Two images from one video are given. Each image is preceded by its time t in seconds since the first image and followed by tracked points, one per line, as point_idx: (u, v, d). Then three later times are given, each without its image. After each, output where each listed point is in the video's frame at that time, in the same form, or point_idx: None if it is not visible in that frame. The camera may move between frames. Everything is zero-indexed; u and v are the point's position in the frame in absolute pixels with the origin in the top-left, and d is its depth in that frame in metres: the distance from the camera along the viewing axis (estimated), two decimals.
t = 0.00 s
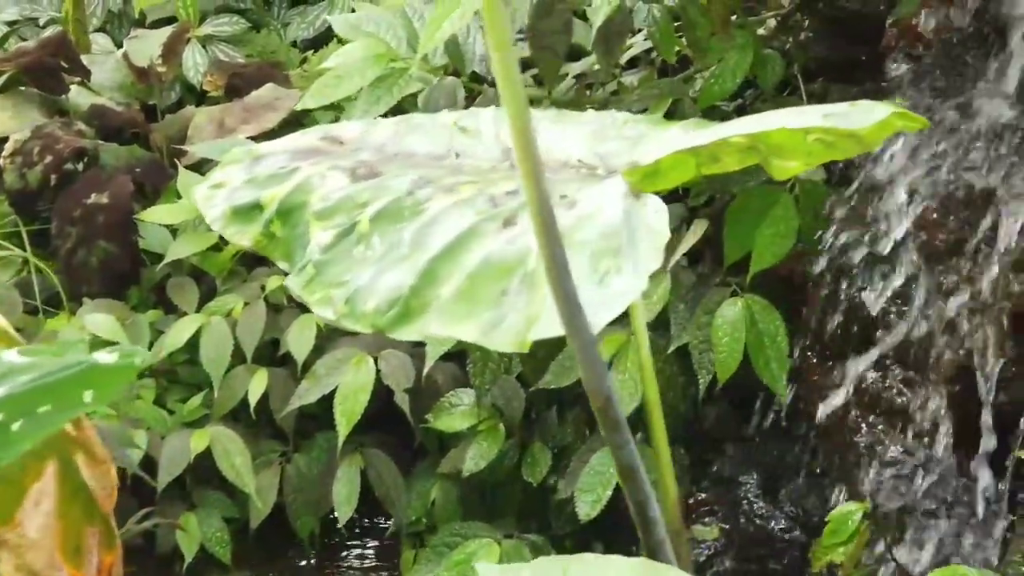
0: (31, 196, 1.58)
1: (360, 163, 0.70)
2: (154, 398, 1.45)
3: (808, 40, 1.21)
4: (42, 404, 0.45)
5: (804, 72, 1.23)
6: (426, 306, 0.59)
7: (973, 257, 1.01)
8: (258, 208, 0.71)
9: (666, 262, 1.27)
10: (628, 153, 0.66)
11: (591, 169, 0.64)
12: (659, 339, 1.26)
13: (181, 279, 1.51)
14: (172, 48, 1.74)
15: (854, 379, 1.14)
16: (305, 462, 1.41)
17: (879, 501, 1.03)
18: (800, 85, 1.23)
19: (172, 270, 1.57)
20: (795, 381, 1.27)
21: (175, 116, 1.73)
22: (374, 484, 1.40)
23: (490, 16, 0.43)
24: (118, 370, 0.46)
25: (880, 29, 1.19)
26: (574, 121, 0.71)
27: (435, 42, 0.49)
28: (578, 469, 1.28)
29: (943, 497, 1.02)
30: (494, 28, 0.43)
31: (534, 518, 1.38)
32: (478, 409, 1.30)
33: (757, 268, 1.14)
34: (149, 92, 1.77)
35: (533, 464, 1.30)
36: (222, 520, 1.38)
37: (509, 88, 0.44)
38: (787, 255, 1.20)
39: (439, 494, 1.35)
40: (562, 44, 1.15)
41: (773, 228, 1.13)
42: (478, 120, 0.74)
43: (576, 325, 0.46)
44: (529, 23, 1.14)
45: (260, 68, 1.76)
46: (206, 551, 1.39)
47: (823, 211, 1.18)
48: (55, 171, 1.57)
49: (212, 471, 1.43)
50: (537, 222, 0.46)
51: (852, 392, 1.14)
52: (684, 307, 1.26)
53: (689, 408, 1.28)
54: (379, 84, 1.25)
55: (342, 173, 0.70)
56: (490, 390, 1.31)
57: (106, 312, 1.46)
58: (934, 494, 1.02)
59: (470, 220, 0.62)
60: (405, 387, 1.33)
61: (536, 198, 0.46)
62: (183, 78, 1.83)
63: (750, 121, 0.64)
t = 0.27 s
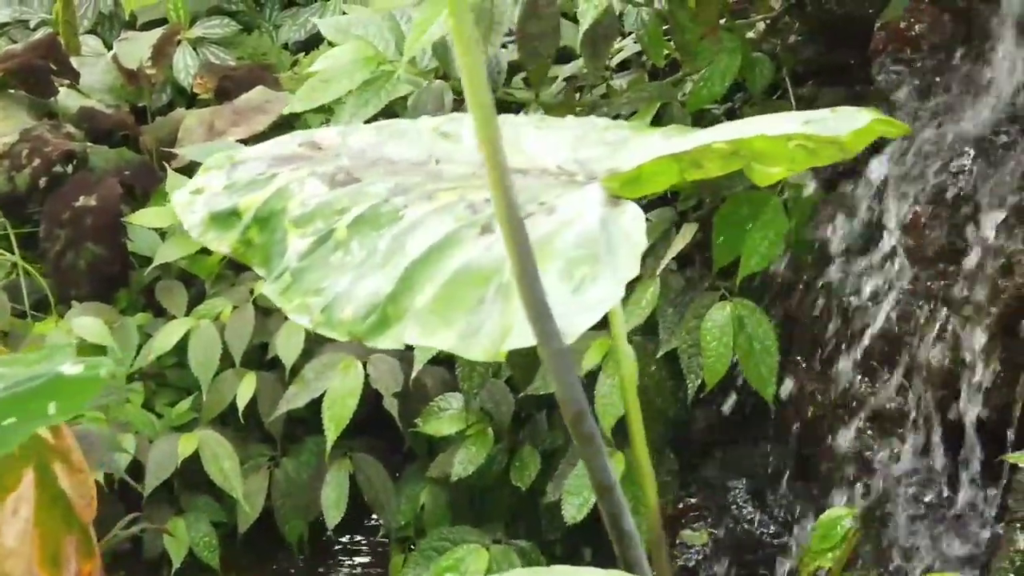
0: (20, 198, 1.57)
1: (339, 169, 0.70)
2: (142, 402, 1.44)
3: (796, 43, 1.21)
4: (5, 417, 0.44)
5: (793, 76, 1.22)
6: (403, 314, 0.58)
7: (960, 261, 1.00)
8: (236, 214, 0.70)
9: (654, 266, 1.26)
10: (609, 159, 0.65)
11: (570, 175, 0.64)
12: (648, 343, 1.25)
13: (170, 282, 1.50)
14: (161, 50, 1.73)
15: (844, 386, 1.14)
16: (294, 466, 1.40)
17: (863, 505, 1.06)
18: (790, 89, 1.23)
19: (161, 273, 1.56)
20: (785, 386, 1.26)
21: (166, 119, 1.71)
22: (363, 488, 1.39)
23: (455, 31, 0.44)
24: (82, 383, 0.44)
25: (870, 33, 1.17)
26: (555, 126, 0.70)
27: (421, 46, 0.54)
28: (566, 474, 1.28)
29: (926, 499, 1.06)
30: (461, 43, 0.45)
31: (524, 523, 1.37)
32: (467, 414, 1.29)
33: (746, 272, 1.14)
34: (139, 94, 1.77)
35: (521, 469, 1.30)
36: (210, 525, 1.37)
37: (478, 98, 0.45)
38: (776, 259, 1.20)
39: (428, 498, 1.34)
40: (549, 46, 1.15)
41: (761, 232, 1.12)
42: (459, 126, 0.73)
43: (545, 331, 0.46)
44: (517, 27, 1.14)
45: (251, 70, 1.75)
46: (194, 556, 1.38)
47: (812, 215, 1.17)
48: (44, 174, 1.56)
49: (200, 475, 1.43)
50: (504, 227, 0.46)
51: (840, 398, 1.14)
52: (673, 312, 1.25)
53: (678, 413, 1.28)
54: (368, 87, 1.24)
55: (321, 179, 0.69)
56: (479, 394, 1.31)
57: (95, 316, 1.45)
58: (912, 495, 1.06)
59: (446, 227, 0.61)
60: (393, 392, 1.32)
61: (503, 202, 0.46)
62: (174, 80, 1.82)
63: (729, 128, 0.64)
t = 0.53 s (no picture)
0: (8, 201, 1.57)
1: (318, 175, 0.69)
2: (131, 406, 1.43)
3: (785, 46, 1.20)
4: None
5: (782, 78, 1.22)
6: (379, 323, 0.58)
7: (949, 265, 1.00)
8: (215, 221, 0.69)
9: (644, 270, 1.26)
10: (589, 167, 0.64)
11: (550, 182, 0.63)
12: (638, 348, 1.25)
13: (159, 286, 1.49)
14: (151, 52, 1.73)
15: (833, 391, 1.14)
16: (283, 470, 1.39)
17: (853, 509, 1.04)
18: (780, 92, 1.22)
19: (150, 277, 1.55)
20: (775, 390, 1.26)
21: (154, 121, 1.71)
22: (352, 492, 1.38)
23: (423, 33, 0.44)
24: (48, 395, 0.54)
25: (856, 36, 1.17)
26: (535, 133, 0.70)
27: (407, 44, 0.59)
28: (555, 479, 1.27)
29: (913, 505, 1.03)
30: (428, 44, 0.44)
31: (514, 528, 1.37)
32: (456, 418, 1.28)
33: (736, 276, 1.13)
34: (128, 96, 1.76)
35: (510, 474, 1.29)
36: (198, 529, 1.36)
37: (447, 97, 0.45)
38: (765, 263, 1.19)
39: (417, 503, 1.34)
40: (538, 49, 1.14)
41: (751, 236, 1.12)
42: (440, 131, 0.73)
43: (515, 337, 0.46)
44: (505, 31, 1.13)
45: (242, 72, 1.75)
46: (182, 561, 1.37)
47: (801, 219, 1.16)
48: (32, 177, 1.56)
49: (188, 479, 1.42)
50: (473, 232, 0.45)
51: (829, 404, 1.14)
52: (663, 316, 1.24)
53: (667, 417, 1.27)
54: (356, 89, 1.23)
55: (300, 185, 0.68)
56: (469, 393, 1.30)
57: (83, 320, 1.44)
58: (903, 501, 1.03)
59: (424, 235, 0.61)
60: (382, 396, 1.31)
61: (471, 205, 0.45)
62: (164, 82, 1.81)
63: (710, 136, 0.63)
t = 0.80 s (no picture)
0: None
1: (297, 182, 0.68)
2: (119, 410, 1.42)
3: (774, 50, 1.19)
4: None
5: (771, 82, 1.21)
6: (355, 332, 0.57)
7: (936, 270, 1.00)
8: (193, 228, 0.68)
9: (633, 274, 1.25)
10: (568, 174, 0.64)
11: (529, 190, 0.63)
12: (627, 352, 1.24)
13: (148, 290, 1.48)
14: (140, 54, 1.74)
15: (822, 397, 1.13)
16: (272, 475, 1.39)
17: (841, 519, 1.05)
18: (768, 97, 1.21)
19: (139, 281, 1.55)
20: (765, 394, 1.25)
21: (146, 123, 1.70)
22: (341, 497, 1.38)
23: (395, 63, 0.42)
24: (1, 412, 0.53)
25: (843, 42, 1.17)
26: (514, 139, 0.69)
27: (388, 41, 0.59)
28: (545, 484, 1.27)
29: (903, 510, 1.05)
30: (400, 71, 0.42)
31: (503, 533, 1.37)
32: (445, 423, 1.28)
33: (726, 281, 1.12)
34: (118, 99, 1.74)
35: (500, 479, 1.29)
36: (187, 535, 1.36)
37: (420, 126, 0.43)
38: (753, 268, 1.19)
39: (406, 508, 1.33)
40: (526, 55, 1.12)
41: (740, 241, 1.11)
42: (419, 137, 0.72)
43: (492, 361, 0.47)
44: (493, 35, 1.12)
45: (233, 74, 1.74)
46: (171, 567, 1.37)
47: (790, 223, 1.16)
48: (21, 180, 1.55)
49: (177, 484, 1.42)
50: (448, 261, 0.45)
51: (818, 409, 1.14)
52: (653, 320, 1.24)
53: (658, 422, 1.27)
54: (343, 93, 1.23)
55: (279, 192, 0.68)
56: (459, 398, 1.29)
57: (71, 324, 1.43)
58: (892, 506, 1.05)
59: (401, 242, 0.61)
60: (372, 401, 1.30)
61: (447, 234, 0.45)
62: (156, 85, 1.81)
63: (691, 142, 0.63)
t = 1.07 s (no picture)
0: None
1: (278, 190, 0.68)
2: (109, 415, 1.42)
3: (765, 53, 1.18)
4: None
5: (762, 86, 1.21)
6: (334, 341, 0.57)
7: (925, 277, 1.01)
8: (175, 235, 0.68)
9: (624, 278, 1.25)
10: (550, 182, 0.64)
11: (511, 197, 0.62)
12: (618, 357, 1.24)
13: (138, 294, 1.48)
14: (132, 58, 1.74)
15: (812, 402, 1.13)
16: (263, 479, 1.38)
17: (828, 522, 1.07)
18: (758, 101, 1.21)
19: (130, 285, 1.54)
20: (755, 399, 1.25)
21: (138, 126, 1.69)
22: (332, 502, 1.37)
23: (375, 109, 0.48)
24: None
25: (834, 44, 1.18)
26: (496, 147, 0.69)
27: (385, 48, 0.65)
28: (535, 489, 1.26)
29: (891, 516, 1.06)
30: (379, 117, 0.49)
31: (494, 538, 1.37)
32: (435, 428, 1.28)
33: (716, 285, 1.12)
34: (110, 102, 1.74)
35: (490, 483, 1.28)
36: (177, 540, 1.35)
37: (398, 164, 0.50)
38: (744, 273, 1.18)
39: (397, 513, 1.32)
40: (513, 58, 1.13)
41: (730, 245, 1.11)
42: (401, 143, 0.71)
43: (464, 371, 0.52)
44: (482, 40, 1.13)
45: (225, 77, 1.73)
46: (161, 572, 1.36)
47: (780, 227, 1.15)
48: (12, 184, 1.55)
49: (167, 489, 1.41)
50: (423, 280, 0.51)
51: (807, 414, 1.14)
52: (643, 325, 1.24)
53: (648, 427, 1.26)
54: (332, 96, 1.22)
55: (260, 200, 0.67)
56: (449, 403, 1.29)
57: (61, 329, 1.43)
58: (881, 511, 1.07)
59: (382, 251, 0.61)
60: (362, 405, 1.30)
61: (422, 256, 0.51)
62: (149, 88, 1.81)
63: (673, 149, 0.62)
